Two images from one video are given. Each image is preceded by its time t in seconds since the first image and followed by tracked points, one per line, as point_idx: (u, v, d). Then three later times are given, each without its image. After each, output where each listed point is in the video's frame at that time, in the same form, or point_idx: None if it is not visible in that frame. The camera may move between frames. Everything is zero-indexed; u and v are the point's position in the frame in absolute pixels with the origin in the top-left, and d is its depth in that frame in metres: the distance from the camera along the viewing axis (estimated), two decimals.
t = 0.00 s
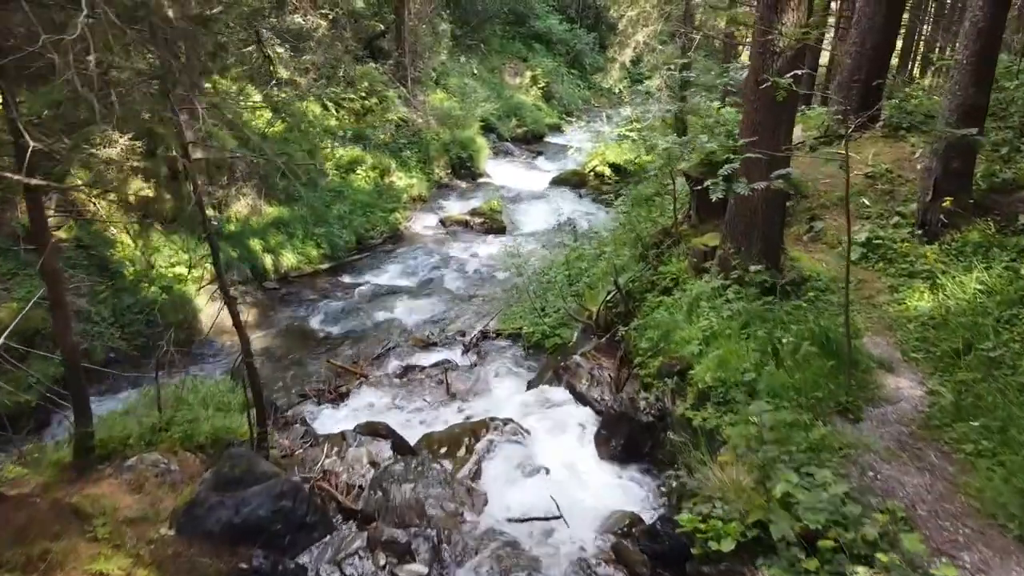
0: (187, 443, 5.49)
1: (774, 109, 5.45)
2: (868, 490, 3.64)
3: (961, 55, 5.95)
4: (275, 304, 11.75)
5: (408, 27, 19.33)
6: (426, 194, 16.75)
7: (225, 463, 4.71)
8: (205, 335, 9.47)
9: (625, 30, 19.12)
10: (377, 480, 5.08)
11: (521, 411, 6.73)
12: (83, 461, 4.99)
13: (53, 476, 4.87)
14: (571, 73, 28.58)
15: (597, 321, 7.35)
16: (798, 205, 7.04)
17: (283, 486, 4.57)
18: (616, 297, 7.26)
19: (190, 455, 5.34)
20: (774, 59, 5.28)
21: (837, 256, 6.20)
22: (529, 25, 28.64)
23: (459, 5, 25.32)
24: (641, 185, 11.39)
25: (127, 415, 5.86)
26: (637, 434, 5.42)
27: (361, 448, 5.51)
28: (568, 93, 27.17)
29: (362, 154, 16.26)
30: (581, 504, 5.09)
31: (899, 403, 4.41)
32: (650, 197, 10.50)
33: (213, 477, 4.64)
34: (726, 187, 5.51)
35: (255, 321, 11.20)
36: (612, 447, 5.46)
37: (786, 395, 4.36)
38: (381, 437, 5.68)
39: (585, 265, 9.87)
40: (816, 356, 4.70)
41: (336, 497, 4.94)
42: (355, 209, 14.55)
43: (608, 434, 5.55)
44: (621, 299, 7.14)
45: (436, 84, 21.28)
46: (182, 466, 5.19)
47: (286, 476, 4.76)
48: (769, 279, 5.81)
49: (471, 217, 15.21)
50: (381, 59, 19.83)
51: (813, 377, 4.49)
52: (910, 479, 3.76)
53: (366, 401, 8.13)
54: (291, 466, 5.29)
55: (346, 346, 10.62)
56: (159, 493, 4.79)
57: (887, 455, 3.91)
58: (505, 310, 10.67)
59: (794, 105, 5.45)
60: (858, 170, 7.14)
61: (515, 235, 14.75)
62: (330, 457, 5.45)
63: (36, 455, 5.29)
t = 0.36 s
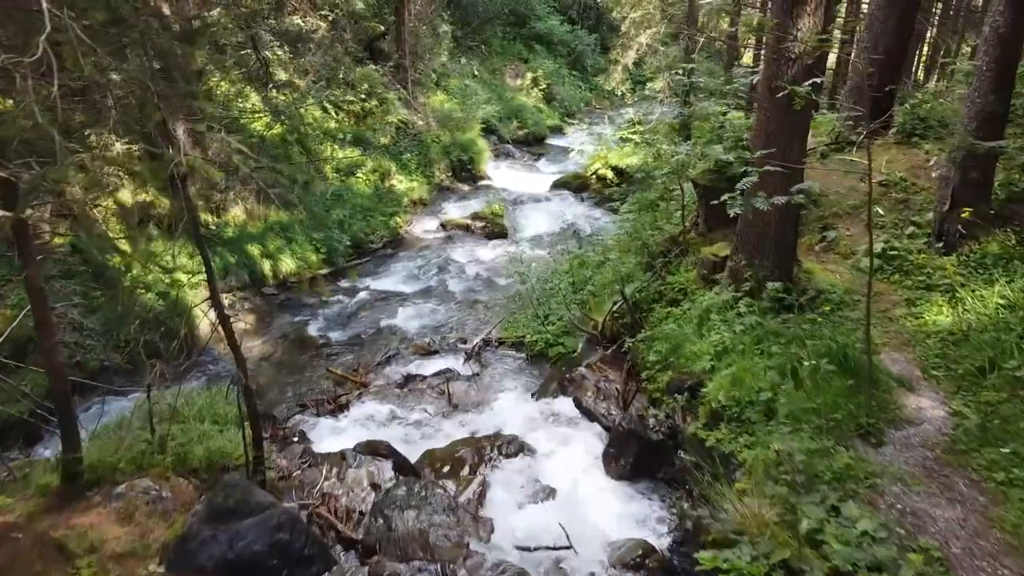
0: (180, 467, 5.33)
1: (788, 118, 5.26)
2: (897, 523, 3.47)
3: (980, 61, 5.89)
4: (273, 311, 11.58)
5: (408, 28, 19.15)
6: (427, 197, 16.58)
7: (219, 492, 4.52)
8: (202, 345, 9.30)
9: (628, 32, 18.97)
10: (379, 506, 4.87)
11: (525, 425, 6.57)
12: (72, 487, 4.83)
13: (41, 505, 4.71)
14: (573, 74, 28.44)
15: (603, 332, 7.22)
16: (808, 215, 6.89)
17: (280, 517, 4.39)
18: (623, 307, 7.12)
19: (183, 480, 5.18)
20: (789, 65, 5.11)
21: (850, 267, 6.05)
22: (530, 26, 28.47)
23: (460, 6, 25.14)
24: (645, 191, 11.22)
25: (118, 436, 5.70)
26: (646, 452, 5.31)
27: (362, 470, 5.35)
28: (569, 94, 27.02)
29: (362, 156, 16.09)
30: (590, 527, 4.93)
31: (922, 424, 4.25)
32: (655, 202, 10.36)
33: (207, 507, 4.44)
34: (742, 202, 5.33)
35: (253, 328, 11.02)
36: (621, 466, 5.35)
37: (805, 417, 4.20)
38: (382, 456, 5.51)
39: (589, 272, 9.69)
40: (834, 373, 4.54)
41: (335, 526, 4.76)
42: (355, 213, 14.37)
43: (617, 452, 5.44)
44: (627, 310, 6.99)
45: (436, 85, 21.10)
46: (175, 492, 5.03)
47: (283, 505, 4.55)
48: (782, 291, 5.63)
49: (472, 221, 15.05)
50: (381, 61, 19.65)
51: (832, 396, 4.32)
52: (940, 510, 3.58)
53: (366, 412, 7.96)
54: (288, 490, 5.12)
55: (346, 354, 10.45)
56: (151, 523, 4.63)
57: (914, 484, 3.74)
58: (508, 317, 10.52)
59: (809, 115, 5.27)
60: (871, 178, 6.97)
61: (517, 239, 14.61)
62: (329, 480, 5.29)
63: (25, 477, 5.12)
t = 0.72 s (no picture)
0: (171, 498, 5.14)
1: (806, 128, 5.07)
2: (937, 568, 3.28)
3: (1005, 68, 5.85)
4: (272, 319, 11.38)
5: (409, 29, 18.96)
6: (428, 201, 16.39)
7: (213, 529, 4.31)
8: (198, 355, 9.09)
9: (631, 34, 18.80)
10: (380, 539, 4.59)
11: (532, 442, 6.38)
12: (58, 522, 4.64)
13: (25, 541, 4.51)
14: (575, 77, 28.30)
15: (612, 345, 7.05)
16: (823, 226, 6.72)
17: (277, 557, 4.19)
18: (632, 320, 6.94)
19: (175, 513, 4.99)
20: (808, 74, 4.91)
21: (869, 280, 5.87)
22: (532, 28, 28.34)
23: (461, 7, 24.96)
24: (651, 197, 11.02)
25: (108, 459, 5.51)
26: (659, 473, 5.12)
27: (364, 495, 5.17)
28: (572, 96, 26.88)
29: (363, 160, 15.90)
30: (603, 555, 4.74)
31: (951, 450, 4.07)
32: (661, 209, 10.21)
33: (199, 546, 4.23)
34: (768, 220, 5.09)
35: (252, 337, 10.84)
36: (633, 489, 5.20)
37: (830, 444, 4.02)
38: (384, 479, 5.33)
39: (595, 279, 9.50)
40: (858, 395, 4.36)
41: (335, 560, 4.55)
42: (355, 218, 14.18)
43: (629, 474, 5.28)
44: (636, 322, 6.81)
45: (437, 87, 20.92)
46: (166, 525, 4.83)
47: (280, 543, 4.36)
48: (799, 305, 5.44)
49: (474, 225, 14.86)
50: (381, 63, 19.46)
51: (858, 422, 4.14)
52: (979, 550, 3.41)
53: (368, 425, 7.76)
54: (287, 521, 4.94)
55: (345, 363, 10.23)
56: (140, 561, 4.43)
57: (951, 521, 3.57)
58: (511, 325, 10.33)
59: (829, 124, 5.07)
60: (887, 187, 6.79)
61: (520, 244, 14.43)
62: (330, 508, 5.12)
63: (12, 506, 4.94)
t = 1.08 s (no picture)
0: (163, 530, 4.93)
1: (827, 139, 4.86)
2: None
3: None
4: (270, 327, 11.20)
5: (410, 31, 18.74)
6: (430, 206, 16.18)
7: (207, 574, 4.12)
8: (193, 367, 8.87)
9: (633, 36, 18.52)
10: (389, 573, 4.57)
11: (538, 462, 6.23)
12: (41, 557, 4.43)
13: None
14: (577, 78, 28.10)
15: (620, 359, 6.83)
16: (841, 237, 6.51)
17: None
18: (642, 334, 6.73)
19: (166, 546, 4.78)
20: (831, 82, 4.70)
21: (889, 293, 5.72)
22: (533, 29, 28.15)
23: (462, 8, 24.74)
24: (657, 204, 10.82)
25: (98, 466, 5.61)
26: (674, 500, 5.05)
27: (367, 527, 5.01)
28: (574, 98, 26.67)
29: (363, 164, 15.70)
30: None
31: (986, 482, 4.05)
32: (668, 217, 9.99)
33: None
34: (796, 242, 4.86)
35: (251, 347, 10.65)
36: (646, 516, 5.12)
37: (863, 477, 3.93)
38: (388, 507, 5.25)
39: (600, 287, 9.28)
40: (888, 421, 4.26)
41: None
42: (356, 223, 13.98)
43: (643, 501, 5.22)
44: (647, 337, 6.60)
45: (438, 90, 20.70)
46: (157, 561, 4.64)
47: None
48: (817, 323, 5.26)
49: (477, 231, 14.65)
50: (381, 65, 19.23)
51: (891, 452, 4.06)
52: None
53: (370, 442, 7.57)
54: (285, 554, 4.74)
55: (343, 374, 10.02)
56: None
57: (992, 563, 3.55)
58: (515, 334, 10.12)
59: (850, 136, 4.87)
60: (905, 197, 6.57)
61: (523, 250, 14.25)
62: (331, 540, 4.93)
63: None
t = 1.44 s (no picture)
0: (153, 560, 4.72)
1: (849, 150, 4.69)
2: None
3: None
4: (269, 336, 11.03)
5: (410, 34, 18.54)
6: (431, 212, 15.99)
7: None
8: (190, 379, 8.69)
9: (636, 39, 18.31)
10: None
11: (546, 483, 6.04)
12: None
13: None
14: (578, 81, 27.90)
15: (629, 375, 6.64)
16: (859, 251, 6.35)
17: None
18: (651, 349, 6.55)
19: None
20: (855, 92, 4.54)
21: (911, 311, 5.61)
22: (535, 31, 27.96)
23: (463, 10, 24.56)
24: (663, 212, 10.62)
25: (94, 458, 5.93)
26: (689, 529, 4.85)
27: (369, 559, 4.86)
28: (576, 101, 26.47)
29: (364, 169, 15.52)
30: None
31: None
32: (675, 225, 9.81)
33: None
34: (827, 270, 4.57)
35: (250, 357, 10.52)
36: (661, 546, 4.93)
37: (895, 518, 3.76)
38: (390, 539, 5.11)
39: (605, 296, 9.07)
40: (917, 453, 4.12)
41: None
42: (357, 230, 13.79)
43: (657, 530, 5.02)
44: (657, 352, 6.42)
45: (440, 93, 20.51)
46: None
47: None
48: (836, 340, 5.08)
49: (478, 237, 14.46)
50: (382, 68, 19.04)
51: (923, 487, 3.91)
52: None
53: (370, 459, 7.36)
54: None
55: (344, 385, 9.83)
56: None
57: None
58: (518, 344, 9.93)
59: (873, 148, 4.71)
60: (924, 208, 6.37)
61: (526, 256, 14.06)
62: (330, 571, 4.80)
63: None
